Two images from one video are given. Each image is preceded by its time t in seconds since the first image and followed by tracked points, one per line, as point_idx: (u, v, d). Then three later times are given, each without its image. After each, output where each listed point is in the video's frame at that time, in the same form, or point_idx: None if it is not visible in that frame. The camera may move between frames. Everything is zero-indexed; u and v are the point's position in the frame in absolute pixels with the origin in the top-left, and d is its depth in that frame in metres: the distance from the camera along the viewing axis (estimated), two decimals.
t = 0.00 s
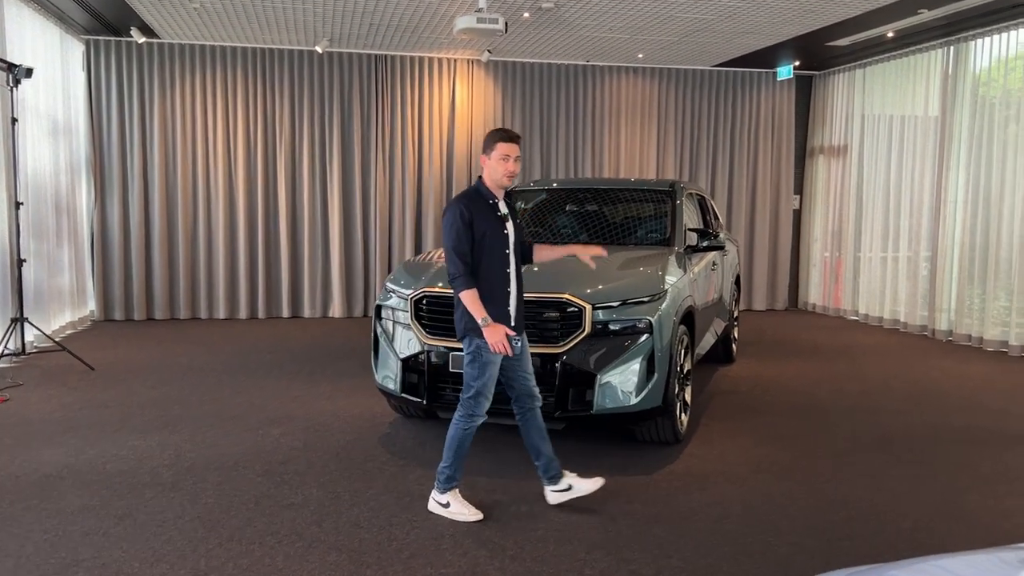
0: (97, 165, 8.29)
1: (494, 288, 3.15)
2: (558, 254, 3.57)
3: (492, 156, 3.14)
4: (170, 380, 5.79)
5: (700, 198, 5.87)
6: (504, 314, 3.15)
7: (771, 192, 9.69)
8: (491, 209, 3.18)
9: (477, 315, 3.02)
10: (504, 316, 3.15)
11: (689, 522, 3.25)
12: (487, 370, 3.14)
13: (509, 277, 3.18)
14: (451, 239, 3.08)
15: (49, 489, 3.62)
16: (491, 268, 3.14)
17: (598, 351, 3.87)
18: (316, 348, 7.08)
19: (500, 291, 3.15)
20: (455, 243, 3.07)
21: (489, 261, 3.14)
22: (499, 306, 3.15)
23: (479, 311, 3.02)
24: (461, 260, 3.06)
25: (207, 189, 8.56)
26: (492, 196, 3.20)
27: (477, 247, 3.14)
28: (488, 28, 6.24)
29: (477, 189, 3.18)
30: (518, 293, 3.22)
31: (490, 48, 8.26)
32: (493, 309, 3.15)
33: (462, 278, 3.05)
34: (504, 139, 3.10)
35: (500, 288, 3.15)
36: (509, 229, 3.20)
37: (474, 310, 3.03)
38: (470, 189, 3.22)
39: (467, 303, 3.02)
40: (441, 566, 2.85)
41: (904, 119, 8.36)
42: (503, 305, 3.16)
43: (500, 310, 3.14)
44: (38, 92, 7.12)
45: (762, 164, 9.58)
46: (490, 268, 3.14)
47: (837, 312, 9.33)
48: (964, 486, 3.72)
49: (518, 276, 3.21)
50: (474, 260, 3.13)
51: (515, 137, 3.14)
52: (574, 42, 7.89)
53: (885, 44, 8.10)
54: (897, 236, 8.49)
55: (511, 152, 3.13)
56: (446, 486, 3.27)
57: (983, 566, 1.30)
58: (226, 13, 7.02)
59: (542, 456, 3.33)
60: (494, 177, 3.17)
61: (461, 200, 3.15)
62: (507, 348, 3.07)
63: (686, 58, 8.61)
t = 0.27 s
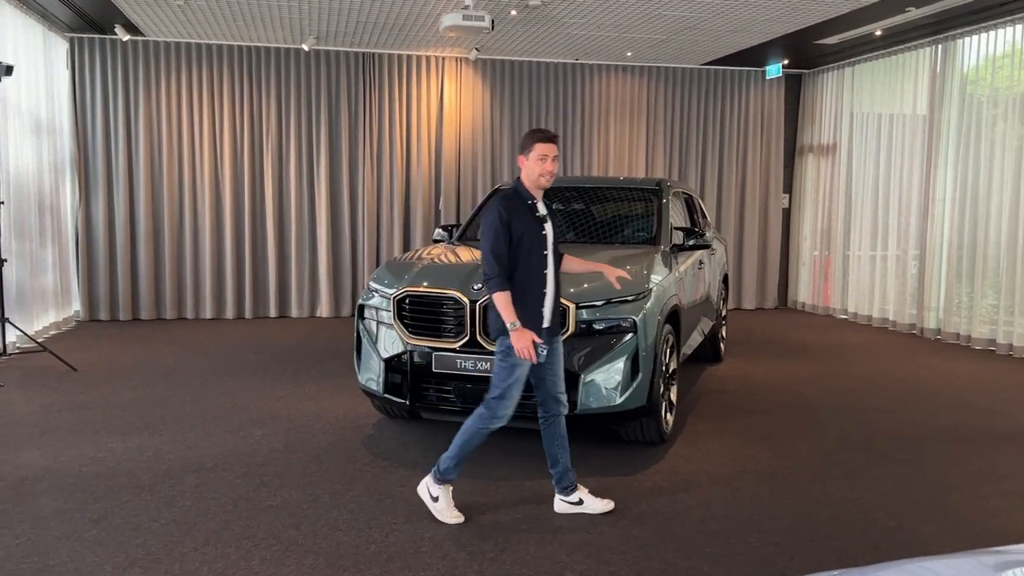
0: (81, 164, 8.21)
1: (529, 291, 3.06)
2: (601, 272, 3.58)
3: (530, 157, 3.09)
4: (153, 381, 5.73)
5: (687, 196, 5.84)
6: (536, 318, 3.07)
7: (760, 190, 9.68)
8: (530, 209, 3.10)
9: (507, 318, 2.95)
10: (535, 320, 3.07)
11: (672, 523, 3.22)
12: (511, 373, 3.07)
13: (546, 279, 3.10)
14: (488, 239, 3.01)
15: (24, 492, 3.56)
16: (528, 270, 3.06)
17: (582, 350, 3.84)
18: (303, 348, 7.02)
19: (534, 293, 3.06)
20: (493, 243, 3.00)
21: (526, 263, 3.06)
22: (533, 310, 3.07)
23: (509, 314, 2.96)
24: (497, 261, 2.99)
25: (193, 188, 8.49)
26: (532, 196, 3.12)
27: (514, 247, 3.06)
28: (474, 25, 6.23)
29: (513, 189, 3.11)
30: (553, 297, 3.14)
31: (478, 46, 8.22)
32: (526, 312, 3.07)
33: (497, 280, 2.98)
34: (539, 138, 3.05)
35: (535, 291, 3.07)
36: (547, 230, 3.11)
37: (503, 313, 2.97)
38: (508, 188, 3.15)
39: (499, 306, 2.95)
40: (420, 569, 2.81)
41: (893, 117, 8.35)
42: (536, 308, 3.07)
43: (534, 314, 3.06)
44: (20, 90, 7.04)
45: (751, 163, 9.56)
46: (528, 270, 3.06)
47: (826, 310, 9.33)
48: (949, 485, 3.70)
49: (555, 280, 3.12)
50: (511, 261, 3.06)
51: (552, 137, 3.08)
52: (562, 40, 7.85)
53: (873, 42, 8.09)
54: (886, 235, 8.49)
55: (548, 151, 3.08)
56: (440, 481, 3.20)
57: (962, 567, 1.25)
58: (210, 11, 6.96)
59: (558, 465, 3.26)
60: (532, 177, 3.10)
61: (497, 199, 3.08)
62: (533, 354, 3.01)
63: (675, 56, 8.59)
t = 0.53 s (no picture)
0: (68, 163, 8.15)
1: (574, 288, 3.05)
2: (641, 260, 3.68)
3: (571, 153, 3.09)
4: (139, 381, 5.69)
5: (676, 195, 5.84)
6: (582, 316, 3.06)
7: (750, 189, 9.69)
8: (570, 204, 3.09)
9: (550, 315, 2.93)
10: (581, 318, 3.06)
11: (658, 523, 3.21)
12: (584, 372, 3.00)
13: (588, 273, 3.09)
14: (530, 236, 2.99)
15: (6, 493, 3.52)
16: (571, 266, 3.05)
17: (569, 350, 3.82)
18: (291, 348, 7.00)
19: (578, 291, 3.05)
20: (535, 241, 2.98)
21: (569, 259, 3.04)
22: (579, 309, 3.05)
23: (551, 311, 2.95)
24: (540, 258, 2.98)
25: (181, 187, 8.45)
26: (570, 191, 3.11)
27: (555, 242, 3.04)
28: (461, 23, 6.37)
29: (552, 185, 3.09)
30: (594, 292, 3.13)
31: (467, 45, 8.20)
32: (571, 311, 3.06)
33: (542, 277, 2.96)
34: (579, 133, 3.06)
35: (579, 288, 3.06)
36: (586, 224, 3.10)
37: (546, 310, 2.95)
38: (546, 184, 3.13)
39: (541, 303, 2.93)
40: (404, 570, 2.79)
41: (882, 117, 8.37)
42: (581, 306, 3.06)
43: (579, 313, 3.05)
44: (5, 88, 6.99)
45: (740, 162, 9.58)
46: (571, 265, 3.04)
47: (815, 309, 9.35)
48: (935, 483, 3.71)
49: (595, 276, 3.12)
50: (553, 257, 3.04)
51: (592, 133, 3.08)
52: (552, 39, 7.84)
53: (862, 42, 8.11)
54: (875, 234, 8.51)
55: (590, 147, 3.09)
56: (525, 477, 3.09)
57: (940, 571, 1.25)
58: (197, 9, 6.92)
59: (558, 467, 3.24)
60: (572, 172, 3.09)
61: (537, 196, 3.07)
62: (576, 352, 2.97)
63: (665, 55, 8.59)
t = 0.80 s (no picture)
0: (54, 161, 8.09)
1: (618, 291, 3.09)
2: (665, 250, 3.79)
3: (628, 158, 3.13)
4: (126, 380, 5.66)
5: (664, 193, 5.84)
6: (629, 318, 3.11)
7: (739, 188, 9.72)
8: (616, 208, 3.11)
9: (589, 322, 2.96)
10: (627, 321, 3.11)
11: (646, 521, 3.21)
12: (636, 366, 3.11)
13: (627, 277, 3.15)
14: (579, 241, 3.00)
15: None
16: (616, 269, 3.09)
17: (557, 348, 3.82)
18: (280, 347, 6.97)
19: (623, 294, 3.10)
20: (585, 245, 2.99)
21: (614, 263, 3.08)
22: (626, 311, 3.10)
23: (592, 318, 2.97)
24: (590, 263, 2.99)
25: (168, 186, 8.40)
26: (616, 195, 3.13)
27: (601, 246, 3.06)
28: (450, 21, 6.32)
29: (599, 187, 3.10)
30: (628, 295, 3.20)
31: (456, 43, 8.19)
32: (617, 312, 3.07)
33: (591, 282, 2.97)
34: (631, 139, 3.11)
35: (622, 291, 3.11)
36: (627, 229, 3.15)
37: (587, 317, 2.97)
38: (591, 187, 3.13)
39: (585, 308, 2.95)
40: (391, 569, 2.78)
41: (870, 116, 8.41)
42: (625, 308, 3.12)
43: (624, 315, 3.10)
44: None
45: (729, 161, 9.61)
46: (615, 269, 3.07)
47: (804, 307, 9.40)
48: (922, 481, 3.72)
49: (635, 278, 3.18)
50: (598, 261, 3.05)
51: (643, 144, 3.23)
52: (541, 38, 7.84)
53: (850, 41, 8.14)
54: (863, 233, 8.55)
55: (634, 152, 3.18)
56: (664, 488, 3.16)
57: (923, 566, 1.26)
58: (184, 6, 6.88)
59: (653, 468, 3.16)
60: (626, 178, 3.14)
61: (582, 200, 3.07)
62: (609, 360, 3.03)
63: (654, 54, 8.60)
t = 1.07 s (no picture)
0: (37, 158, 8.01)
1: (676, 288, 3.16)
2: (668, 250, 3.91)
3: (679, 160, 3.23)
4: (110, 379, 5.61)
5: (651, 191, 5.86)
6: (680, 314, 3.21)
7: (726, 186, 9.77)
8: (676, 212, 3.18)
9: (657, 325, 2.97)
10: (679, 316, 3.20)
11: (633, 517, 3.22)
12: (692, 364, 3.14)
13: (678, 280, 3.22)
14: (658, 241, 3.01)
15: None
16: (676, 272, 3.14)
17: (544, 346, 3.82)
18: (266, 345, 6.94)
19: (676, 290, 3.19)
20: (663, 245, 3.01)
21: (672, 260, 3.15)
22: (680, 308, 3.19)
23: (661, 321, 2.98)
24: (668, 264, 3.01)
25: (154, 184, 8.34)
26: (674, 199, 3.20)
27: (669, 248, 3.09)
28: (437, 19, 6.45)
29: (660, 183, 3.13)
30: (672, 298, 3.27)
31: (443, 41, 8.18)
32: (684, 307, 3.11)
33: (669, 280, 3.01)
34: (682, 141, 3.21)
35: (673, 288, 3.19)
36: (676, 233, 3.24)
37: (660, 317, 2.97)
38: (648, 184, 3.15)
39: (660, 308, 2.96)
40: (377, 567, 2.77)
41: (855, 114, 8.46)
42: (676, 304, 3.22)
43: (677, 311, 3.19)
44: None
45: (716, 159, 9.65)
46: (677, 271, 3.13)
47: (790, 305, 9.46)
48: (905, 477, 3.76)
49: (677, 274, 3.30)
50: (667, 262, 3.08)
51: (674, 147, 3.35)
52: (528, 35, 7.84)
53: (836, 40, 8.19)
54: (848, 231, 8.61)
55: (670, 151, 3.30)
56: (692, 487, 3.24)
57: (905, 559, 1.27)
58: (169, 3, 6.83)
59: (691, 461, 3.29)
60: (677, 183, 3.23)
61: (646, 198, 3.08)
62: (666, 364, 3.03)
63: (641, 52, 8.62)
